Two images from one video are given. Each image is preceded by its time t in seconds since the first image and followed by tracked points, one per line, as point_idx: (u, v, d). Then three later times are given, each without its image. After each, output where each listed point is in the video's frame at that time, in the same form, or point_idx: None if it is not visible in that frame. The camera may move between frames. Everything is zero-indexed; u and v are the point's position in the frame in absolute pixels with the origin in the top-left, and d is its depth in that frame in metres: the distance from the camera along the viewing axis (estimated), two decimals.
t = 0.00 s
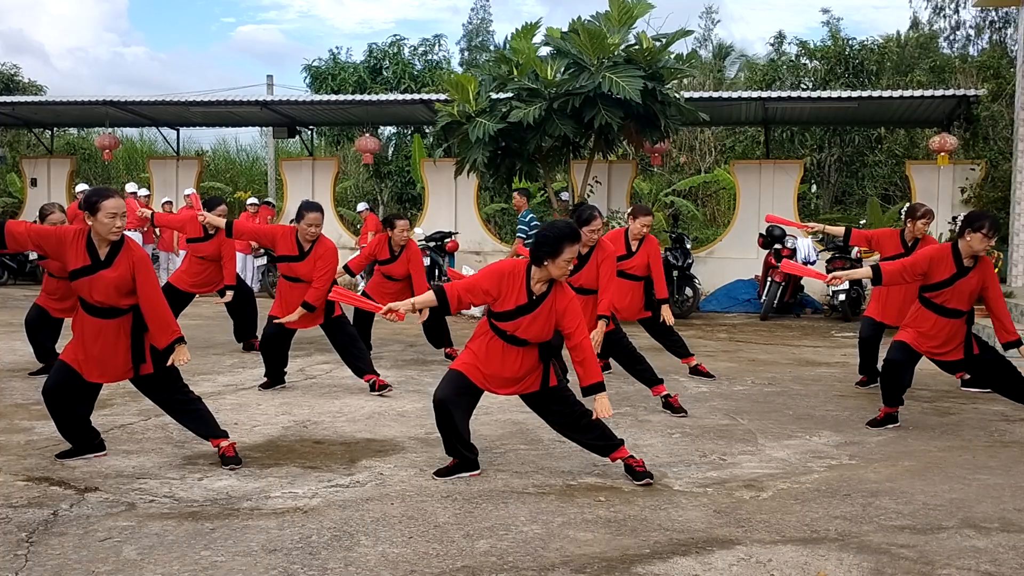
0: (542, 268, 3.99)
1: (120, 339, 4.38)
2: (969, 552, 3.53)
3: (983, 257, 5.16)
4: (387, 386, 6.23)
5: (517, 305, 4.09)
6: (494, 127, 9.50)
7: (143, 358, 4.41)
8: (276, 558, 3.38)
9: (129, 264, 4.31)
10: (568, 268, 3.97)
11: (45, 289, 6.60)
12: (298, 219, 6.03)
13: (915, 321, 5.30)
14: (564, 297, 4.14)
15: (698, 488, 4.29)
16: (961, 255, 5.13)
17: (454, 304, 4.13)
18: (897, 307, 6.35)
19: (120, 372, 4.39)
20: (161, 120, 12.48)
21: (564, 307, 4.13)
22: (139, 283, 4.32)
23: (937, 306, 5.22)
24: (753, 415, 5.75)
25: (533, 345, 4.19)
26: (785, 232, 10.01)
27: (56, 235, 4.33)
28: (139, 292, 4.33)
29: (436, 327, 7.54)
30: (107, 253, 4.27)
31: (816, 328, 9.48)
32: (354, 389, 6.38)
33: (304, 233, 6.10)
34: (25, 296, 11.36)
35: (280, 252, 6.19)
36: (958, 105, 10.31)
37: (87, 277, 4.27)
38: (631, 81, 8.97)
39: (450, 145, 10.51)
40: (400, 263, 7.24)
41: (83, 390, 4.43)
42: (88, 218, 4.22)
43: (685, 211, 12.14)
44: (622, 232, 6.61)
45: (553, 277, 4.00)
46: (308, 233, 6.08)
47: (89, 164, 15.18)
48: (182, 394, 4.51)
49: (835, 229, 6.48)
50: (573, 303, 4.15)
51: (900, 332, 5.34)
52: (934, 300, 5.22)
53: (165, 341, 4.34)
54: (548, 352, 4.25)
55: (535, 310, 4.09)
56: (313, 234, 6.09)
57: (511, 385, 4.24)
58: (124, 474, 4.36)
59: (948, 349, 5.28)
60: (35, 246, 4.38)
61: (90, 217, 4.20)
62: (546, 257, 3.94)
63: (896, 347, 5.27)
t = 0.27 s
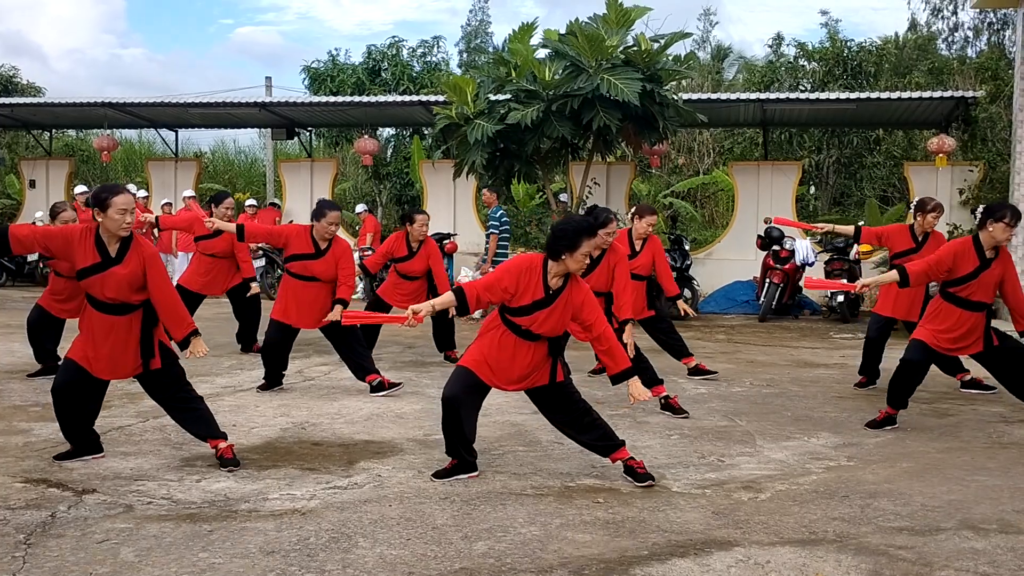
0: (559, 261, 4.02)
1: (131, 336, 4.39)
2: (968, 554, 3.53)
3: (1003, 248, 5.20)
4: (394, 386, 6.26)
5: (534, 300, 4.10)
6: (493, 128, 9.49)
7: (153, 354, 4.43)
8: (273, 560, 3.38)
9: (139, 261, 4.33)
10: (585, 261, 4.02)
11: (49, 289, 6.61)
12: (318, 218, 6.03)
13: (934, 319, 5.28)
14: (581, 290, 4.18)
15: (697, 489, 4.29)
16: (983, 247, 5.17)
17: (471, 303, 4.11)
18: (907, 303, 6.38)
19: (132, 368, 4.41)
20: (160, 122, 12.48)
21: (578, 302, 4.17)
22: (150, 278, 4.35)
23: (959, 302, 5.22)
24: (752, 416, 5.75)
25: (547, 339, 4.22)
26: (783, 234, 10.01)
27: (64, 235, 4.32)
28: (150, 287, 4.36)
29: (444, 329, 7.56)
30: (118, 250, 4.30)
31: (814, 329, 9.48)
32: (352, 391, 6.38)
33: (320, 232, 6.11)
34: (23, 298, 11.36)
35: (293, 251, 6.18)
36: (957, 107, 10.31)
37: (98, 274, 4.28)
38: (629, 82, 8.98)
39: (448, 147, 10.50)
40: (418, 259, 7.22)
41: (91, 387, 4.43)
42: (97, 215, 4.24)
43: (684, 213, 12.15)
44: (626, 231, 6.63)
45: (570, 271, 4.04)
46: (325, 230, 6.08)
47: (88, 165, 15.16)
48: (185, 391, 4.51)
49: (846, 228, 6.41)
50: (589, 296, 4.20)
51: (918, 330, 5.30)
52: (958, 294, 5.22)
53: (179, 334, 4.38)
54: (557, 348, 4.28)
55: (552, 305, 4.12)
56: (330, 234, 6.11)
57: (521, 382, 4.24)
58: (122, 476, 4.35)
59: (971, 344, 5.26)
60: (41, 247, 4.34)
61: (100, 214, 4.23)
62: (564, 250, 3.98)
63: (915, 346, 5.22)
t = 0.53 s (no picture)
0: (577, 249, 4.00)
1: (138, 331, 4.39)
2: (956, 556, 3.54)
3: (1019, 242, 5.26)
4: (389, 391, 6.21)
5: (553, 289, 4.08)
6: (484, 131, 9.49)
7: (157, 349, 4.42)
8: (263, 564, 3.37)
9: (147, 255, 4.34)
10: (603, 248, 3.99)
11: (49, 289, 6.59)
12: (328, 218, 6.01)
13: (953, 322, 5.31)
14: (596, 276, 4.19)
15: (687, 492, 4.30)
16: (1003, 242, 5.22)
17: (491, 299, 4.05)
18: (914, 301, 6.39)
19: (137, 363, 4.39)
20: (151, 125, 12.46)
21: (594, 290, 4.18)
22: (158, 272, 4.37)
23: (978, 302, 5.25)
24: (743, 419, 5.77)
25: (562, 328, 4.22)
26: (774, 237, 10.04)
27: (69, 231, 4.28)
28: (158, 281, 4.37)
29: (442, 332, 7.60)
30: (126, 245, 4.30)
31: (805, 332, 9.51)
32: (343, 394, 6.37)
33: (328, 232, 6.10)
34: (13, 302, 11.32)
35: (298, 252, 6.15)
36: (946, 110, 10.35)
37: (106, 269, 4.29)
38: (620, 85, 8.99)
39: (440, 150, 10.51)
40: (430, 256, 7.23)
41: (94, 386, 4.41)
42: (105, 209, 4.24)
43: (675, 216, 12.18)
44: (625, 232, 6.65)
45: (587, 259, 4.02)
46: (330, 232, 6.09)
47: (78, 169, 15.13)
48: (181, 390, 4.49)
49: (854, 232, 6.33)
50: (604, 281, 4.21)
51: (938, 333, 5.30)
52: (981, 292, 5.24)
53: (186, 327, 4.39)
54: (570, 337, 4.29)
55: (569, 294, 4.11)
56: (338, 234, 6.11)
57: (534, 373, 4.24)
58: (111, 480, 4.34)
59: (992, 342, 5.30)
60: (42, 246, 4.26)
61: (108, 208, 4.23)
62: (581, 238, 3.96)
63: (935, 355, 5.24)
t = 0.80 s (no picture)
0: (581, 241, 4.08)
1: (138, 327, 4.40)
2: (935, 559, 3.56)
3: None
4: (372, 400, 6.21)
5: (560, 284, 4.12)
6: (465, 137, 9.49)
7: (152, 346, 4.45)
8: (243, 573, 3.35)
9: (145, 251, 4.34)
10: (605, 237, 4.09)
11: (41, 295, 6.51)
12: (318, 222, 6.01)
13: (963, 328, 5.24)
14: (596, 270, 4.26)
15: (668, 497, 4.30)
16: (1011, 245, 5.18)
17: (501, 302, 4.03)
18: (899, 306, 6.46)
19: (134, 360, 4.37)
20: (130, 131, 12.39)
21: (596, 282, 4.25)
22: (157, 266, 4.37)
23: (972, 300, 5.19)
24: (723, 424, 5.79)
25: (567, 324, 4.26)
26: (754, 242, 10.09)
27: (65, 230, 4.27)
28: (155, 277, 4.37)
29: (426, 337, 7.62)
30: (125, 240, 4.29)
31: (785, 336, 9.56)
32: (324, 401, 6.35)
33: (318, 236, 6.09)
34: None
35: (290, 256, 6.14)
36: (924, 116, 10.43)
37: (106, 266, 4.27)
38: (601, 91, 9.02)
39: (421, 156, 10.50)
40: (421, 258, 7.25)
41: (90, 398, 4.40)
42: (102, 204, 4.22)
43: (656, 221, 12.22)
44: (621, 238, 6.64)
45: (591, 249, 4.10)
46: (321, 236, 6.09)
47: (56, 174, 15.01)
48: (170, 395, 4.47)
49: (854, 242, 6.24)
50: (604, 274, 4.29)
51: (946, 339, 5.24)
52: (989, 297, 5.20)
53: (185, 322, 4.43)
54: (572, 335, 4.33)
55: (575, 288, 4.16)
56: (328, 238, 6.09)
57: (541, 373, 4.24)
58: (89, 489, 4.30)
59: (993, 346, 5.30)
60: (38, 253, 4.28)
61: (105, 202, 4.21)
62: (585, 228, 4.04)
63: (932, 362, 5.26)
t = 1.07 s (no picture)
0: (553, 249, 4.12)
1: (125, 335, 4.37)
2: (902, 565, 3.60)
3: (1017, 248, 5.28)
4: (343, 412, 6.18)
5: (543, 294, 4.13)
6: (436, 148, 9.51)
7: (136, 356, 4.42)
8: None
9: (133, 257, 4.35)
10: (578, 244, 4.14)
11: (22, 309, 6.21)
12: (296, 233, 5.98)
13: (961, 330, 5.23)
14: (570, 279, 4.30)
15: (639, 506, 4.32)
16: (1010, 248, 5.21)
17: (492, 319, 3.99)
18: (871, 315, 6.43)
19: (123, 370, 4.32)
20: (97, 142, 12.29)
21: (571, 290, 4.31)
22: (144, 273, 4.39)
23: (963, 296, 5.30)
24: (693, 432, 5.82)
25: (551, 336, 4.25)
26: (723, 251, 10.18)
27: (54, 239, 4.20)
28: (144, 282, 4.40)
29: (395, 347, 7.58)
30: (115, 246, 4.29)
31: (755, 345, 9.63)
32: (295, 413, 6.31)
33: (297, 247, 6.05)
34: None
35: (268, 268, 6.08)
36: (889, 126, 10.57)
37: (99, 273, 4.23)
38: (571, 102, 9.07)
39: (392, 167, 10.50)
40: (391, 266, 7.29)
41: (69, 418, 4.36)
42: (92, 210, 4.22)
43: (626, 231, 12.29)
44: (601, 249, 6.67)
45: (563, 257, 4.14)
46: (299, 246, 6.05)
47: (23, 186, 14.84)
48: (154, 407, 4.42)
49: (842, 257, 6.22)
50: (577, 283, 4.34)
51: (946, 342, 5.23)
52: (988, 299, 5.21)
53: (173, 327, 4.50)
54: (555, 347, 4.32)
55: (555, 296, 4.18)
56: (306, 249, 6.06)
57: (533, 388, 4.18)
58: (55, 504, 4.25)
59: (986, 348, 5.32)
60: (28, 269, 4.19)
61: (96, 208, 4.21)
62: (558, 236, 4.08)
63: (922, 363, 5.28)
